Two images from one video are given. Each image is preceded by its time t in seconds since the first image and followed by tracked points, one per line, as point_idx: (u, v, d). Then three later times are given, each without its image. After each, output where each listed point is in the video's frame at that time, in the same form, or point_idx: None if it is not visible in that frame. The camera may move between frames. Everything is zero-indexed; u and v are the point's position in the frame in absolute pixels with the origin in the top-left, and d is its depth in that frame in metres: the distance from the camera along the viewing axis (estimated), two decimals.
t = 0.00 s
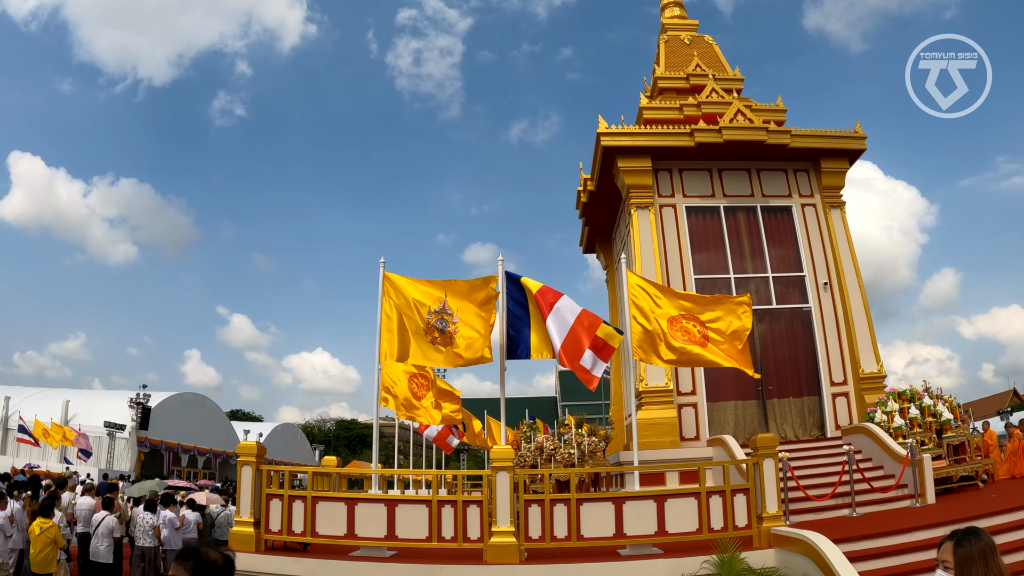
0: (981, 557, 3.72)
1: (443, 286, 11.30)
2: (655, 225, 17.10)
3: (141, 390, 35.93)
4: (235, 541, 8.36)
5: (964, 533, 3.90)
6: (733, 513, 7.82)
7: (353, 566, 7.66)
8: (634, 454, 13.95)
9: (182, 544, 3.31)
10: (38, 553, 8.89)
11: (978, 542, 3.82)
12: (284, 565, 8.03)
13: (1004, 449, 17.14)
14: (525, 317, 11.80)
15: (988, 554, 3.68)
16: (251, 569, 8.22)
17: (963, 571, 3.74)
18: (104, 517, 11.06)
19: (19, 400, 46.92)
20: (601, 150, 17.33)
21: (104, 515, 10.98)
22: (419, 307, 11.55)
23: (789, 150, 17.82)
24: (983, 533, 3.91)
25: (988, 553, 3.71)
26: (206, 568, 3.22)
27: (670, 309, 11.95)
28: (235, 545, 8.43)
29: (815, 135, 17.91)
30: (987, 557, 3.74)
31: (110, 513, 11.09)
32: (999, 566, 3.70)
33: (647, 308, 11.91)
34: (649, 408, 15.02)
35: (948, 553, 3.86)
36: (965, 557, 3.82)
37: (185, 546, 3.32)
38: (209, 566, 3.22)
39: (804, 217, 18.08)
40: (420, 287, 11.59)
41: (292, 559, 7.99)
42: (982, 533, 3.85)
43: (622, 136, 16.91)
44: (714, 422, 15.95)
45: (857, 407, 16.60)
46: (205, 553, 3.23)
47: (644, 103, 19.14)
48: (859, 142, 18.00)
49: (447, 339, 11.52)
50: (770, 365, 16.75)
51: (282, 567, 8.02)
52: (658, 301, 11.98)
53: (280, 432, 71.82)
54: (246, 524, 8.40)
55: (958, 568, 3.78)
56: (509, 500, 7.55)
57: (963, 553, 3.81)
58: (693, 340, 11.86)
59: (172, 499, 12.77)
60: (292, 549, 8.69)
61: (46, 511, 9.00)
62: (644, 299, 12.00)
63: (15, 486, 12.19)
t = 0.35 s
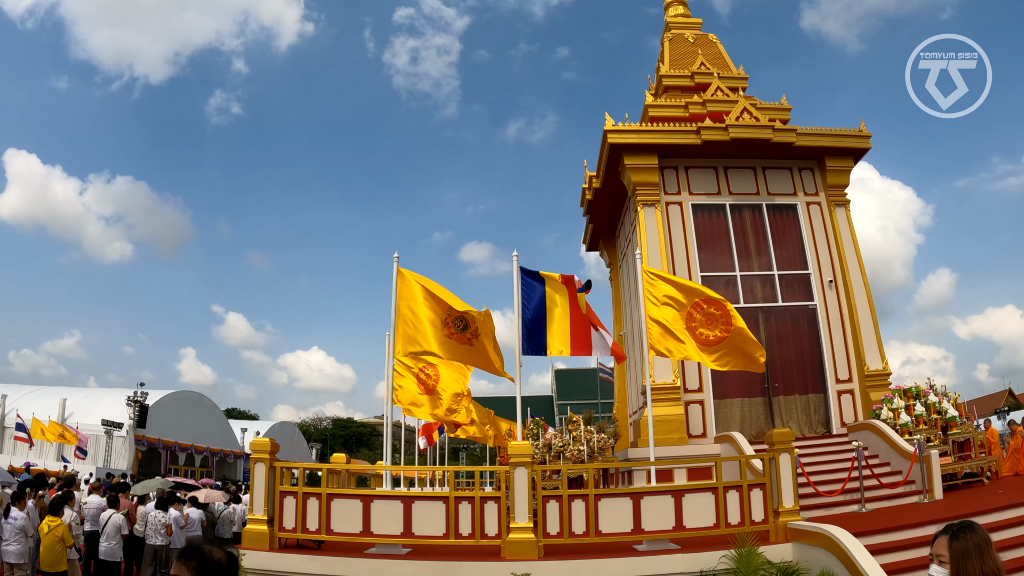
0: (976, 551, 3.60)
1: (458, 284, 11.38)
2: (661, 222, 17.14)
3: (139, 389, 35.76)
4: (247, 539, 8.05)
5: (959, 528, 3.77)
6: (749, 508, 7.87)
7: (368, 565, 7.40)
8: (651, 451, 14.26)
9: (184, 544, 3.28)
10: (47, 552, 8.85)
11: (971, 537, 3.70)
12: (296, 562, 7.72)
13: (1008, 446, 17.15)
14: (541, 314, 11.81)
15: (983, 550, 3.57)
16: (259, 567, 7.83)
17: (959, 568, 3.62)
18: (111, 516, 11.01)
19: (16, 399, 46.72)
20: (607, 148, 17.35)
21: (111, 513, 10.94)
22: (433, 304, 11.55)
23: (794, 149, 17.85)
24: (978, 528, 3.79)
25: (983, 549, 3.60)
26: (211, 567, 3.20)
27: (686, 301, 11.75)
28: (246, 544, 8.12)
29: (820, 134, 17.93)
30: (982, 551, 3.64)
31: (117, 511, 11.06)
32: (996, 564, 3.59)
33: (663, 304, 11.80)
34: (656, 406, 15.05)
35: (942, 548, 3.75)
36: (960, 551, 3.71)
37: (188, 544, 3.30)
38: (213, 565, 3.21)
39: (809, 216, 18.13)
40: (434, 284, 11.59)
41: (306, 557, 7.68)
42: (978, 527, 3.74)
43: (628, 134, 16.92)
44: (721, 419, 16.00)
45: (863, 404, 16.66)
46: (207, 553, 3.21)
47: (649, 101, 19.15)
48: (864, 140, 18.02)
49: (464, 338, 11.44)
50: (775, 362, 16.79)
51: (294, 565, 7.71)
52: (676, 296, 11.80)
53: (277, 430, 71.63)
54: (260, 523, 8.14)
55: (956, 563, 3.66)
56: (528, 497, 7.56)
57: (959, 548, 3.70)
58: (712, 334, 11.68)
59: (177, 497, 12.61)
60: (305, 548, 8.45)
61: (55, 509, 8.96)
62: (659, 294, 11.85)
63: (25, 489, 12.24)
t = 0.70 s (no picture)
0: (973, 548, 3.50)
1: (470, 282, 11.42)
2: (667, 221, 17.19)
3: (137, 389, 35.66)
4: (261, 540, 7.93)
5: (956, 525, 3.68)
6: (764, 505, 7.92)
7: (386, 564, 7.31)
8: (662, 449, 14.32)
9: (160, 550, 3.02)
10: (61, 553, 8.84)
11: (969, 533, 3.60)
12: (313, 563, 7.61)
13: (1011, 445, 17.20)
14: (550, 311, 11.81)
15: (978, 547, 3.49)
16: (276, 568, 7.73)
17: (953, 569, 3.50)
18: (119, 516, 10.95)
19: (13, 399, 46.55)
20: (613, 147, 17.39)
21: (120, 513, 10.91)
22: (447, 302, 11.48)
23: (799, 149, 17.91)
24: (974, 524, 3.69)
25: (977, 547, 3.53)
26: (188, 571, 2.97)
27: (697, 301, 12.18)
28: (260, 545, 7.98)
29: (824, 134, 18.00)
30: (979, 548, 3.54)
31: (125, 512, 11.01)
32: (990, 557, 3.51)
33: (670, 296, 12.23)
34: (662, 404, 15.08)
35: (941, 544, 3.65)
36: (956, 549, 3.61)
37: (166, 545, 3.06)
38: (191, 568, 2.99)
39: (813, 216, 18.20)
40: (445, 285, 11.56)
41: (322, 557, 7.58)
42: (974, 523, 3.64)
43: (634, 133, 16.98)
44: (726, 418, 16.06)
45: (867, 403, 16.74)
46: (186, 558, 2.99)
47: (654, 101, 19.20)
48: (868, 141, 18.10)
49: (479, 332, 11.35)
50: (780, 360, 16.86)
51: (311, 566, 7.60)
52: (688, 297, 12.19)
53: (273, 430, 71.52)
54: (274, 524, 8.01)
55: (951, 560, 3.56)
56: (545, 495, 7.56)
57: (955, 543, 3.60)
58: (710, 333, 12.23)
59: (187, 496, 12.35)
60: (319, 548, 8.34)
61: (70, 510, 8.97)
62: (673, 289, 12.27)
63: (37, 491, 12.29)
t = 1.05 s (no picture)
0: (951, 557, 3.34)
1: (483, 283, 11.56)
2: (668, 220, 17.24)
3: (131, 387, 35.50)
4: (270, 539, 7.90)
5: (932, 528, 3.51)
6: (773, 503, 7.99)
7: (398, 564, 7.30)
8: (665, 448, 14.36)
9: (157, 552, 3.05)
10: (75, 554, 8.80)
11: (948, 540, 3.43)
12: (324, 563, 7.60)
13: (1007, 444, 17.35)
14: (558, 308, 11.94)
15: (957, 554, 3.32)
16: (288, 568, 7.71)
17: None
18: (128, 515, 10.83)
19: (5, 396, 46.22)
20: (615, 146, 17.44)
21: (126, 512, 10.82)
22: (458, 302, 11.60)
23: (800, 150, 18.00)
24: (951, 529, 3.53)
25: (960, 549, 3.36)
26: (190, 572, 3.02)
27: (711, 297, 11.92)
28: (270, 544, 7.96)
29: (825, 135, 18.10)
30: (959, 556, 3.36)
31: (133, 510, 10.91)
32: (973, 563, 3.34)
33: (682, 291, 12.03)
34: (664, 403, 15.11)
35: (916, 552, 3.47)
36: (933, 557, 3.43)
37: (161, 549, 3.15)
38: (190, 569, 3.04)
39: (813, 216, 18.29)
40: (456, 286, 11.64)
41: (334, 557, 7.56)
42: (952, 528, 3.48)
43: (636, 133, 17.02)
44: (727, 417, 16.15)
45: (866, 402, 16.85)
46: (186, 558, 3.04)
47: (655, 101, 19.25)
48: (868, 142, 18.20)
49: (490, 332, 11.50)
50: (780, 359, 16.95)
51: (322, 565, 7.58)
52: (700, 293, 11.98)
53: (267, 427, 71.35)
54: (283, 523, 7.97)
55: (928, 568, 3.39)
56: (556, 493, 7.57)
57: (931, 552, 3.42)
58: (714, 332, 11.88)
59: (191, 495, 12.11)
60: (329, 547, 8.31)
61: (83, 510, 8.97)
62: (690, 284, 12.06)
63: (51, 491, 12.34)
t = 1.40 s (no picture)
0: (889, 562, 3.53)
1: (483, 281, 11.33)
2: (661, 220, 17.31)
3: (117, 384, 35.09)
4: (269, 538, 7.88)
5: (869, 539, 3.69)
6: (769, 501, 8.08)
7: (399, 562, 7.31)
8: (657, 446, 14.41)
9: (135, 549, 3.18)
10: (75, 551, 8.78)
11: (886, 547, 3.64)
12: (324, 560, 7.58)
13: (992, 444, 17.59)
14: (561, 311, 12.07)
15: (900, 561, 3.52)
16: (288, 567, 7.67)
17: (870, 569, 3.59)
18: (130, 513, 10.66)
19: None
20: (609, 146, 17.47)
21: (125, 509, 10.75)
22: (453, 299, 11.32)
23: (792, 152, 18.13)
24: (893, 539, 3.71)
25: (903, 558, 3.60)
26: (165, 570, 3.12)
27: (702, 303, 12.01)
28: (269, 542, 7.94)
29: (816, 137, 18.24)
30: (896, 563, 3.56)
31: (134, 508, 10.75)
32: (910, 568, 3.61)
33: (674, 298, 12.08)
34: (656, 402, 15.17)
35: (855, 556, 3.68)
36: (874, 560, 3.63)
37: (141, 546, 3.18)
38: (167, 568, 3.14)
39: (804, 218, 18.44)
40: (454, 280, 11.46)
41: (333, 555, 7.55)
42: (893, 538, 3.66)
43: (630, 133, 17.07)
44: (718, 416, 16.26)
45: (855, 403, 17.02)
46: (161, 558, 3.14)
47: (649, 101, 19.31)
48: (859, 145, 18.36)
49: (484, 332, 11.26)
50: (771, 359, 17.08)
51: (322, 563, 7.57)
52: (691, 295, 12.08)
53: (252, 424, 70.92)
54: (283, 521, 7.98)
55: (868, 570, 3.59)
56: (556, 491, 7.60)
57: (871, 558, 3.63)
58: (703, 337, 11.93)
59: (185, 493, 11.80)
60: (328, 545, 8.30)
61: (83, 509, 8.82)
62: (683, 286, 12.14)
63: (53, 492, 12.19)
